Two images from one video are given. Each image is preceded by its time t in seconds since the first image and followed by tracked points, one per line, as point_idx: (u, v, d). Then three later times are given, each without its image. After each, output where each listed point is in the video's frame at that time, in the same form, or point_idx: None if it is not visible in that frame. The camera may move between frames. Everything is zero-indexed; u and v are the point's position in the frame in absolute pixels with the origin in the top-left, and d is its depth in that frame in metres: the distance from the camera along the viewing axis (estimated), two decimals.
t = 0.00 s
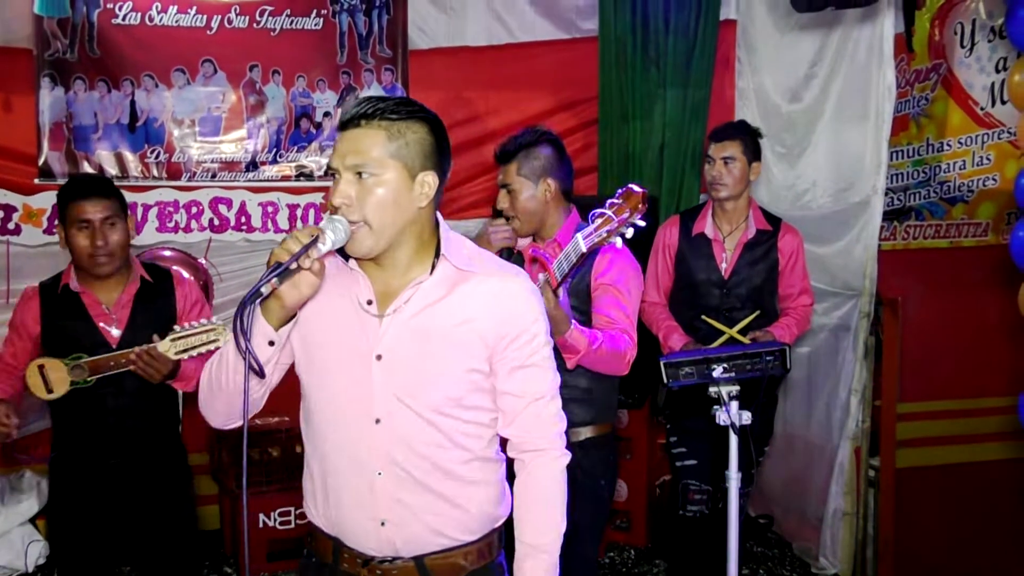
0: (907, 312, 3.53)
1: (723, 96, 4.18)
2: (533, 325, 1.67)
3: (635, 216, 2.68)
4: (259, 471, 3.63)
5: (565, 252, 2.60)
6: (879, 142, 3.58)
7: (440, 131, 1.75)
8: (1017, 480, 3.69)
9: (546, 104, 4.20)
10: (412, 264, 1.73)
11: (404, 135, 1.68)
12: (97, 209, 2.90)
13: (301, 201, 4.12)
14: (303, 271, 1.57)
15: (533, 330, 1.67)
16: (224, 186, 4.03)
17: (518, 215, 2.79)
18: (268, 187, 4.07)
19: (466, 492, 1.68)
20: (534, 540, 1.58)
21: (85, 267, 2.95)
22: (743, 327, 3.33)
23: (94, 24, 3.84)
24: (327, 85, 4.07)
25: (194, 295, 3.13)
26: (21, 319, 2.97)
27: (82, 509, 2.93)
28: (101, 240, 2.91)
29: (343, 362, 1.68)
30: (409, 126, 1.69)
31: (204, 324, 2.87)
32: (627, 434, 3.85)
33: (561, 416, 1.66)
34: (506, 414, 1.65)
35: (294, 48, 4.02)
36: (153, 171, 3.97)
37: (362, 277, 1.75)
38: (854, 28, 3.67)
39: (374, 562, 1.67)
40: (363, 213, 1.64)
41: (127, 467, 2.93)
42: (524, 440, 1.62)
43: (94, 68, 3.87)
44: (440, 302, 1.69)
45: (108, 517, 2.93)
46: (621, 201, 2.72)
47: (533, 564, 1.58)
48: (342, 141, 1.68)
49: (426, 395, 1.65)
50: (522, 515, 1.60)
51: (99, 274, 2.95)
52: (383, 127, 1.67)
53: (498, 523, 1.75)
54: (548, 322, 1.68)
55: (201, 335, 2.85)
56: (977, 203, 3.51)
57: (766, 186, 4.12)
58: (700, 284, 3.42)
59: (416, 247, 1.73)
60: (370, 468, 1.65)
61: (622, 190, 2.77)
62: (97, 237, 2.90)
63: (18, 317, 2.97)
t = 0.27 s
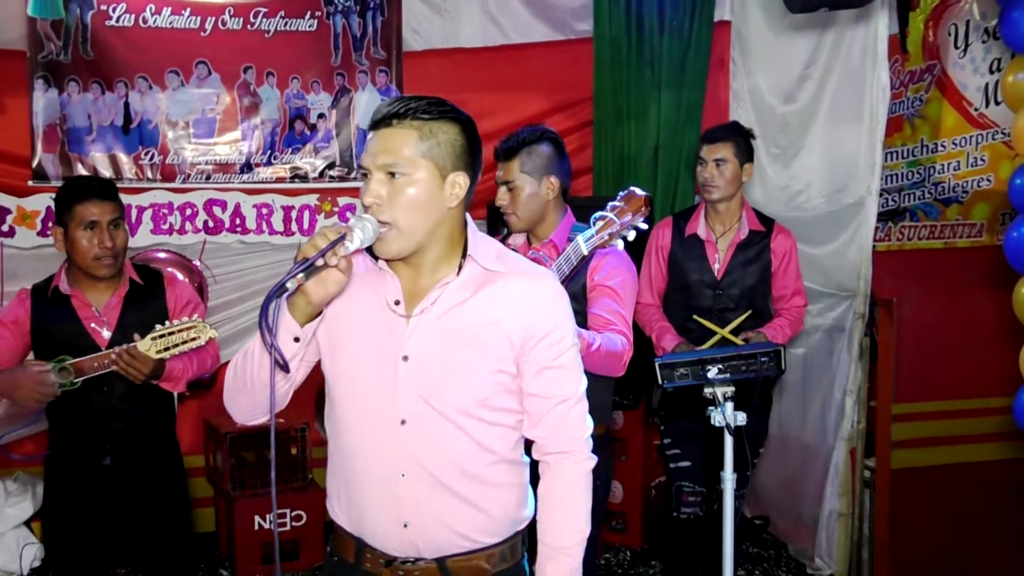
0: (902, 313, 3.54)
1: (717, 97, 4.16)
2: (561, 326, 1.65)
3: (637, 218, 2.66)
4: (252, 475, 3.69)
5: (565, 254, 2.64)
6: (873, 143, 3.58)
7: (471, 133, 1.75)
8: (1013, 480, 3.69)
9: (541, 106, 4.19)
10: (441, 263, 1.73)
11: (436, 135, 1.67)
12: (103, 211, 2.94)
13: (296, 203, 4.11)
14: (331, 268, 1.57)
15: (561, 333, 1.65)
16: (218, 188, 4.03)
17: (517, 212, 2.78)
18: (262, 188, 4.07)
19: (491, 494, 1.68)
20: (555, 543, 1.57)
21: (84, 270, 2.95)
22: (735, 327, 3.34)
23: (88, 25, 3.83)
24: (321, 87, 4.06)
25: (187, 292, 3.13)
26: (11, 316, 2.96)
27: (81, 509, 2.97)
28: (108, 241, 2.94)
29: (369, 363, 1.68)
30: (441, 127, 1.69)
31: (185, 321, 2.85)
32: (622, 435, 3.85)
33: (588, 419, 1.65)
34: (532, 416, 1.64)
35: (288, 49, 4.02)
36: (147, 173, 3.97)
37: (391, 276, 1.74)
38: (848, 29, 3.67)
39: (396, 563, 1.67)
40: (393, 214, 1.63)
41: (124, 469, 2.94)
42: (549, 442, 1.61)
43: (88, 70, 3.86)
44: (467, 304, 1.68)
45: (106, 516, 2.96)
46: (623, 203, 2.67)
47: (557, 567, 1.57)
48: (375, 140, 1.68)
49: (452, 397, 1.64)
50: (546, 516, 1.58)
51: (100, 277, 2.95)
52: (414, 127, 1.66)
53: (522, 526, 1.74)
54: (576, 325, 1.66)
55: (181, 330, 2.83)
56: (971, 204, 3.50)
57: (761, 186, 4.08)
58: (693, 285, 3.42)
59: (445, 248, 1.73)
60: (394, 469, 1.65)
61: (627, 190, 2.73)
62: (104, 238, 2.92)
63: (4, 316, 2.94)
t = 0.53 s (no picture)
0: (899, 314, 3.54)
1: (713, 97, 4.17)
2: (585, 322, 1.66)
3: (633, 219, 2.73)
4: (251, 475, 3.68)
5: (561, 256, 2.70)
6: (870, 145, 3.58)
7: (493, 132, 1.75)
8: (1009, 481, 3.69)
9: (538, 107, 4.18)
10: (464, 262, 1.74)
11: (458, 136, 1.67)
12: (105, 210, 2.99)
13: (292, 204, 4.11)
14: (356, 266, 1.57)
15: (584, 329, 1.66)
16: (215, 189, 4.03)
17: (516, 212, 2.78)
18: (258, 190, 4.07)
19: (513, 493, 1.68)
20: (588, 539, 1.59)
21: (85, 269, 2.98)
22: (730, 333, 3.34)
23: (84, 26, 3.83)
24: (317, 88, 4.05)
25: (182, 293, 3.22)
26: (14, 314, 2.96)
27: (78, 510, 2.97)
28: (110, 240, 2.98)
29: (391, 362, 1.68)
30: (463, 128, 1.68)
31: (184, 320, 2.96)
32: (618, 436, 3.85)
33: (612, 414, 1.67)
34: (557, 412, 1.65)
35: (284, 51, 4.01)
36: (143, 174, 3.96)
37: (413, 274, 1.74)
38: (844, 30, 3.68)
39: (418, 564, 1.66)
40: (417, 216, 1.64)
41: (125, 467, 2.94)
42: (575, 438, 1.63)
43: (83, 70, 3.85)
44: (489, 302, 1.69)
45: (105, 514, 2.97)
46: (618, 203, 2.74)
47: (592, 563, 1.58)
48: (394, 142, 1.67)
49: (477, 394, 1.65)
50: (578, 512, 1.60)
51: (101, 275, 2.99)
52: (436, 128, 1.66)
53: (543, 526, 1.75)
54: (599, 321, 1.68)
55: (182, 328, 2.94)
56: (967, 205, 3.50)
57: (756, 189, 4.11)
58: (688, 286, 3.42)
59: (471, 244, 1.74)
60: (417, 468, 1.65)
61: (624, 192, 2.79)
62: (104, 236, 2.96)
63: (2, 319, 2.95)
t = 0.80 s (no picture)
0: (895, 315, 3.56)
1: (711, 98, 4.15)
2: (599, 328, 1.65)
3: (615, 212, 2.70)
4: (249, 475, 3.68)
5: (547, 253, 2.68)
6: (869, 146, 3.59)
7: (503, 131, 1.73)
8: (1007, 482, 3.68)
9: (536, 107, 4.18)
10: (476, 263, 1.73)
11: (465, 136, 1.66)
12: (145, 206, 2.93)
13: (290, 204, 4.11)
14: (357, 269, 1.58)
15: (598, 334, 1.65)
16: (212, 189, 4.03)
17: (520, 209, 2.78)
18: (256, 190, 4.07)
19: (524, 497, 1.67)
20: (602, 545, 1.59)
21: (121, 265, 2.91)
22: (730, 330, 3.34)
23: (81, 26, 3.82)
24: (315, 88, 4.05)
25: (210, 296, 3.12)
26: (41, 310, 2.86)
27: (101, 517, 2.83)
28: (149, 237, 2.92)
29: (402, 364, 1.68)
30: (471, 128, 1.67)
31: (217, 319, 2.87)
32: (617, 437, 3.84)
33: (626, 420, 1.66)
34: (571, 418, 1.65)
35: (282, 51, 4.01)
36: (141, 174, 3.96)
37: (425, 276, 1.74)
38: (842, 30, 3.68)
39: (427, 565, 1.66)
40: (423, 217, 1.63)
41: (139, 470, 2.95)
42: (587, 444, 1.63)
43: (81, 70, 3.85)
44: (501, 305, 1.68)
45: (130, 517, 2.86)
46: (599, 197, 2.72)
47: (607, 570, 1.59)
48: (404, 144, 1.67)
49: (487, 398, 1.64)
50: (591, 518, 1.61)
51: (137, 272, 2.91)
52: (442, 129, 1.65)
53: (554, 530, 1.74)
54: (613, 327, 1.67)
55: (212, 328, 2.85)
56: (965, 206, 3.50)
57: (755, 188, 4.11)
58: (686, 286, 3.42)
59: (482, 243, 1.73)
60: (427, 470, 1.65)
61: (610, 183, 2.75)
62: (144, 232, 2.90)
63: (36, 317, 2.86)
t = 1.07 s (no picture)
0: (895, 315, 3.59)
1: (711, 100, 4.12)
2: (601, 336, 1.59)
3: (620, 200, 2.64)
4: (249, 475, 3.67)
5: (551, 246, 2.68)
6: (869, 147, 3.60)
7: (507, 133, 1.71)
8: (1006, 483, 3.68)
9: (536, 108, 4.17)
10: (481, 263, 1.71)
11: (467, 138, 1.65)
12: (186, 209, 2.91)
13: (289, 204, 4.11)
14: (356, 270, 1.63)
15: (600, 342, 1.59)
16: (212, 189, 4.03)
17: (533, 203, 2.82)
18: (256, 190, 4.07)
19: (523, 502, 1.67)
20: (592, 556, 1.56)
21: (159, 265, 2.88)
22: (730, 330, 3.32)
23: (80, 26, 3.82)
24: (315, 88, 4.05)
25: (245, 303, 3.05)
26: (78, 308, 2.85)
27: (127, 520, 2.70)
28: (189, 239, 2.90)
29: (404, 364, 1.70)
30: (472, 130, 1.66)
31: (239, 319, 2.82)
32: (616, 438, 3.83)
33: (629, 430, 1.61)
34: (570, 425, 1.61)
35: (282, 51, 4.01)
36: (141, 174, 3.97)
37: (432, 278, 1.75)
38: (842, 31, 3.69)
39: (426, 564, 1.69)
40: (423, 219, 1.63)
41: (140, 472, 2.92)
42: (585, 453, 1.59)
43: (81, 70, 3.85)
44: (502, 308, 1.66)
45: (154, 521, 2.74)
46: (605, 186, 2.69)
47: None
48: (408, 146, 1.67)
49: (484, 401, 1.63)
50: (585, 528, 1.57)
51: (174, 274, 2.88)
52: (442, 131, 1.64)
53: (556, 535, 1.74)
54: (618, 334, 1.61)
55: (235, 329, 2.80)
56: (964, 208, 3.48)
57: (754, 190, 4.07)
58: (686, 286, 3.42)
59: (483, 243, 1.70)
60: (426, 471, 1.66)
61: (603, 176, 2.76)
62: (183, 234, 2.88)
63: (70, 314, 2.85)
